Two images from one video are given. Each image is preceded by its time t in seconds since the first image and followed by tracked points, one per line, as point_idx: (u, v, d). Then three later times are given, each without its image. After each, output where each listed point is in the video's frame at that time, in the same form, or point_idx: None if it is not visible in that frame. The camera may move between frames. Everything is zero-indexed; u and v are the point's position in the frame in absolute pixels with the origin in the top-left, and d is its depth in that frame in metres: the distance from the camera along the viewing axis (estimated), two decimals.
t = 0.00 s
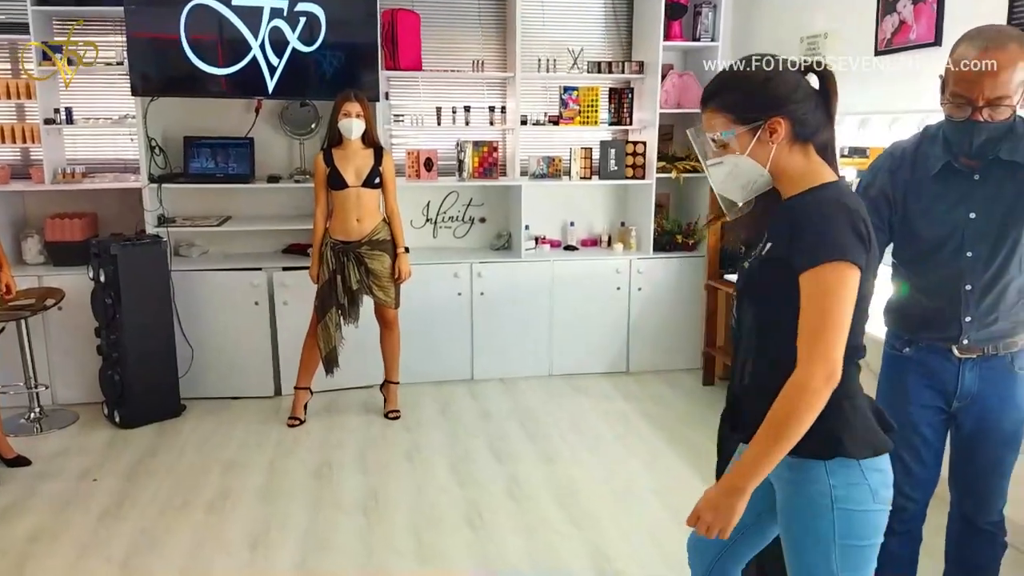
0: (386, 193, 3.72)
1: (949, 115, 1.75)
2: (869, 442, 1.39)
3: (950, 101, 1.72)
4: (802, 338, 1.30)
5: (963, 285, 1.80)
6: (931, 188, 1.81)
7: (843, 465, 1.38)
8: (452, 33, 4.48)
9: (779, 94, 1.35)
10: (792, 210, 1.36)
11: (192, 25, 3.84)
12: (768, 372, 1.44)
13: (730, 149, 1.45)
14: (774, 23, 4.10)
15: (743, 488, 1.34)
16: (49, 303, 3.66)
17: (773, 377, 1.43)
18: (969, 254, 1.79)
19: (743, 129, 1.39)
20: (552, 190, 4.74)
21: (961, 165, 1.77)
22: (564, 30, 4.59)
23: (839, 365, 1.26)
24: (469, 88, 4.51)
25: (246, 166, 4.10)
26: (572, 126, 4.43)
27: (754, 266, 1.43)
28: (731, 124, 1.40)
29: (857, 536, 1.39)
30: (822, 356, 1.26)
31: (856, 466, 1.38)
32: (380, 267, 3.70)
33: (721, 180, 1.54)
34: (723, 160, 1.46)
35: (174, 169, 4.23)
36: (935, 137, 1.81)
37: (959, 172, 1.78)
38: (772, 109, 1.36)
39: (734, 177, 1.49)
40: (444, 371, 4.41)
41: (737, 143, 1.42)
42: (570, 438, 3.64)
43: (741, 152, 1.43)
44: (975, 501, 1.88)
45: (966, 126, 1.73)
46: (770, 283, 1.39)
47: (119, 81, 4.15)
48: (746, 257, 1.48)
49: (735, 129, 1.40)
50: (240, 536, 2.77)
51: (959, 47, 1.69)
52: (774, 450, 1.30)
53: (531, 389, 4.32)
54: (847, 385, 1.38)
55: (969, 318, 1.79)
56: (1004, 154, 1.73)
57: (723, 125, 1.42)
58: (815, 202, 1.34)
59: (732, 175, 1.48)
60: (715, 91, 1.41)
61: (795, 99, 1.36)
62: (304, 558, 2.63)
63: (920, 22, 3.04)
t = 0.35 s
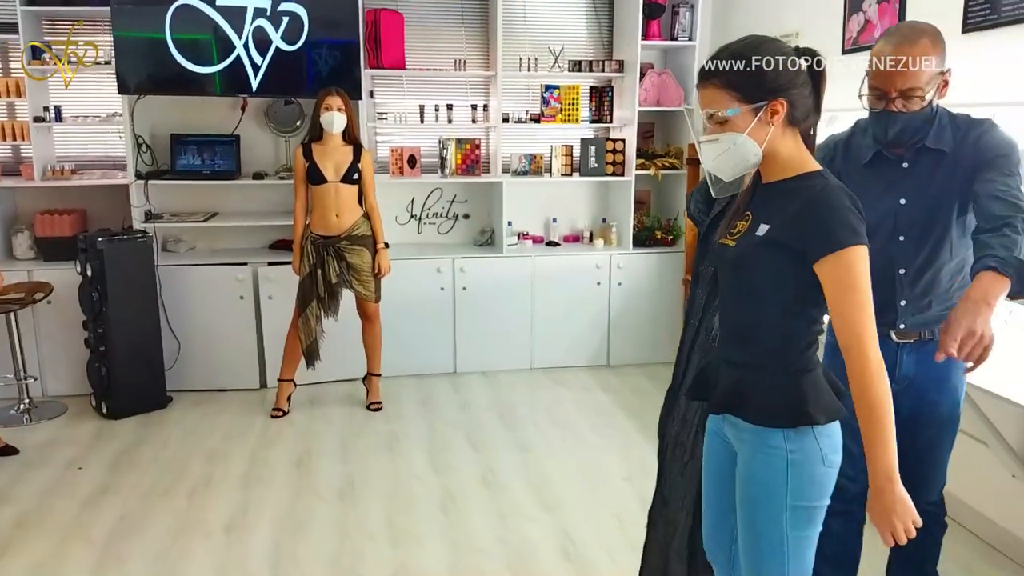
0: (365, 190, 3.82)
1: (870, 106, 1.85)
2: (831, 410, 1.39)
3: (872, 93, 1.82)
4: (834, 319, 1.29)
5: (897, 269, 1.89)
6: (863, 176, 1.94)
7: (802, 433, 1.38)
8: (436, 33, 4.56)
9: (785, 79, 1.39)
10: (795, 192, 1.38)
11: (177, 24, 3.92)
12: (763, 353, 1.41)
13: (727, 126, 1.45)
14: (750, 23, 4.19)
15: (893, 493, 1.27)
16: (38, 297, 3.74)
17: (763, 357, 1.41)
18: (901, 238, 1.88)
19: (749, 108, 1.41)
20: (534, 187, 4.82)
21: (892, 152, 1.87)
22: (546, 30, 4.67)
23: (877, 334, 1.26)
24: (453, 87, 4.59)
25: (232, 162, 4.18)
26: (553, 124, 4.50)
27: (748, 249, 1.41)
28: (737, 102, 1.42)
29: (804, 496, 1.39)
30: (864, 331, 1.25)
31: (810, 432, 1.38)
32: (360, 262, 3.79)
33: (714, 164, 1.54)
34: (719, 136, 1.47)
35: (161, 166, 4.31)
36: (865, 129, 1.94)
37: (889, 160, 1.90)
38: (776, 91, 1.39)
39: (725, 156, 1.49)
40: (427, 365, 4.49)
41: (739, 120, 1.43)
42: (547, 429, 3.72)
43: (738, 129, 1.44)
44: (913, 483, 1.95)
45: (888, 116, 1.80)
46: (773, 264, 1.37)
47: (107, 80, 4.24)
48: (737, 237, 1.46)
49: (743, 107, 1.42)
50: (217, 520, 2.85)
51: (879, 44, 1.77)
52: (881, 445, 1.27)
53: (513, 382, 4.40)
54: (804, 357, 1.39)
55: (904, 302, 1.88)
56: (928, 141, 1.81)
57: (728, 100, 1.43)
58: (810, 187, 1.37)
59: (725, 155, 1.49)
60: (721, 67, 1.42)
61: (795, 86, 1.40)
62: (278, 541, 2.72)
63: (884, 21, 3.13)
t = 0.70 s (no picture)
0: (356, 182, 3.88)
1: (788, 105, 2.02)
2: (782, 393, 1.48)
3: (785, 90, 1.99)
4: (776, 309, 1.35)
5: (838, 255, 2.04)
6: (800, 170, 2.08)
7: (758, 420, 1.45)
8: (428, 32, 4.63)
9: (763, 83, 1.41)
10: (755, 190, 1.42)
11: (172, 24, 4.00)
12: (719, 341, 1.47)
13: (704, 125, 1.46)
14: (737, 22, 4.26)
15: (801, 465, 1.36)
16: (36, 291, 3.81)
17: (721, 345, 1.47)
18: (838, 224, 2.04)
19: (726, 108, 1.42)
20: (525, 184, 4.89)
21: (824, 145, 2.02)
22: (536, 29, 4.74)
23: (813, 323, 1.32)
24: (445, 86, 4.66)
25: (227, 159, 4.26)
26: (543, 122, 4.58)
27: (708, 244, 1.46)
28: (715, 101, 1.43)
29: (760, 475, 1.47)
30: (800, 321, 1.32)
31: (764, 418, 1.46)
32: (351, 256, 3.88)
33: (688, 159, 1.55)
34: (695, 134, 1.47)
35: (157, 163, 4.39)
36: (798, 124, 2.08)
37: (820, 152, 2.04)
38: (754, 94, 1.41)
39: (699, 154, 1.49)
40: (418, 359, 4.57)
41: (716, 119, 1.44)
42: (533, 421, 3.79)
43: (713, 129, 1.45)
44: (868, 473, 2.01)
45: (817, 109, 1.98)
46: (727, 261, 1.43)
47: (104, 78, 4.32)
48: (699, 233, 1.50)
49: (721, 106, 1.43)
50: (208, 507, 2.93)
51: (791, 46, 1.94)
52: (804, 423, 1.34)
53: (502, 376, 4.48)
54: (758, 345, 1.45)
55: (845, 288, 2.02)
56: (857, 132, 1.97)
57: (706, 99, 1.44)
58: (771, 186, 1.40)
59: (698, 152, 1.49)
60: (706, 66, 1.43)
61: (773, 91, 1.42)
62: (267, 527, 2.80)
63: (862, 22, 3.21)
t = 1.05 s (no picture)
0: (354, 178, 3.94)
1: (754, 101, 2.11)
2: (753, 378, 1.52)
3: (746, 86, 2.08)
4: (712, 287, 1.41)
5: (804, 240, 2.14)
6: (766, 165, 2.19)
7: (725, 401, 1.50)
8: (426, 29, 4.68)
9: (740, 79, 1.46)
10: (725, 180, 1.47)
11: (173, 22, 4.05)
12: (682, 324, 1.53)
13: (682, 114, 1.52)
14: (733, 20, 4.31)
15: (681, 432, 1.42)
16: (40, 285, 3.86)
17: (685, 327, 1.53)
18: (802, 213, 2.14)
19: (703, 100, 1.48)
20: (523, 181, 4.94)
21: (783, 140, 2.13)
22: (533, 27, 4.79)
23: (740, 307, 1.38)
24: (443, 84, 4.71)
25: (228, 155, 4.31)
26: (540, 119, 4.63)
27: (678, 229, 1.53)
28: (694, 92, 1.49)
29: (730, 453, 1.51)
30: (732, 303, 1.37)
31: (733, 401, 1.50)
32: (348, 250, 3.92)
33: (666, 147, 1.61)
34: (674, 123, 1.53)
35: (159, 159, 4.45)
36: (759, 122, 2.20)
37: (781, 146, 2.15)
38: (732, 89, 1.46)
39: (675, 142, 1.55)
40: (417, 353, 4.62)
41: (693, 110, 1.50)
42: (529, 414, 3.85)
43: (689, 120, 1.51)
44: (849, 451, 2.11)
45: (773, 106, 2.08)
46: (693, 245, 1.49)
47: (106, 75, 4.37)
48: (675, 220, 1.57)
49: (699, 97, 1.49)
50: (208, 495, 2.99)
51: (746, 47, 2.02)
52: (696, 397, 1.40)
53: (500, 370, 4.53)
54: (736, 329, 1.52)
55: (811, 274, 2.12)
56: (812, 122, 2.07)
57: (685, 90, 1.49)
58: (739, 176, 1.46)
59: (676, 140, 1.55)
60: (688, 58, 1.49)
61: (751, 88, 1.47)
62: (266, 516, 2.85)
63: (853, 19, 3.26)
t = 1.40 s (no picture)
0: (352, 173, 4.00)
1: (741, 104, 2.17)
2: (711, 357, 1.68)
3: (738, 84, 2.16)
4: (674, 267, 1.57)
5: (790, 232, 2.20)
6: (755, 158, 2.25)
7: (681, 376, 1.66)
8: (422, 26, 4.74)
9: (705, 74, 1.58)
10: (693, 169, 1.60)
11: (173, 19, 4.11)
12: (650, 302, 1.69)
13: (656, 107, 1.64)
14: (725, 17, 4.36)
15: (629, 392, 1.62)
16: (42, 278, 3.93)
17: (651, 304, 1.69)
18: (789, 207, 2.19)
19: (673, 94, 1.59)
20: (518, 175, 5.00)
21: (772, 134, 2.18)
22: (528, 24, 4.84)
23: (694, 288, 1.54)
24: (440, 80, 4.77)
25: (227, 151, 4.37)
26: (535, 115, 4.68)
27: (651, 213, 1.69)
28: (664, 87, 1.60)
29: (681, 425, 1.69)
30: (687, 284, 1.54)
31: (690, 376, 1.66)
32: (345, 242, 4.00)
33: (643, 138, 1.74)
34: (650, 114, 1.66)
35: (159, 154, 4.51)
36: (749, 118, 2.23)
37: (770, 140, 2.19)
38: (700, 85, 1.58)
39: (651, 133, 1.67)
40: (413, 346, 4.69)
41: (665, 103, 1.61)
42: (523, 405, 3.91)
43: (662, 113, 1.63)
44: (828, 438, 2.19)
45: (760, 105, 2.12)
46: (661, 229, 1.65)
47: (107, 71, 4.44)
48: (650, 205, 1.72)
49: (669, 90, 1.60)
50: (207, 483, 3.06)
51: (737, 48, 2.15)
52: (647, 363, 1.58)
53: (494, 363, 4.60)
54: (700, 313, 1.66)
55: (796, 268, 2.19)
56: (799, 117, 2.11)
57: (657, 84, 1.61)
58: (709, 167, 1.58)
59: (652, 131, 1.68)
60: (658, 55, 1.60)
61: (717, 83, 1.59)
62: (263, 502, 2.92)
63: (839, 16, 3.32)
